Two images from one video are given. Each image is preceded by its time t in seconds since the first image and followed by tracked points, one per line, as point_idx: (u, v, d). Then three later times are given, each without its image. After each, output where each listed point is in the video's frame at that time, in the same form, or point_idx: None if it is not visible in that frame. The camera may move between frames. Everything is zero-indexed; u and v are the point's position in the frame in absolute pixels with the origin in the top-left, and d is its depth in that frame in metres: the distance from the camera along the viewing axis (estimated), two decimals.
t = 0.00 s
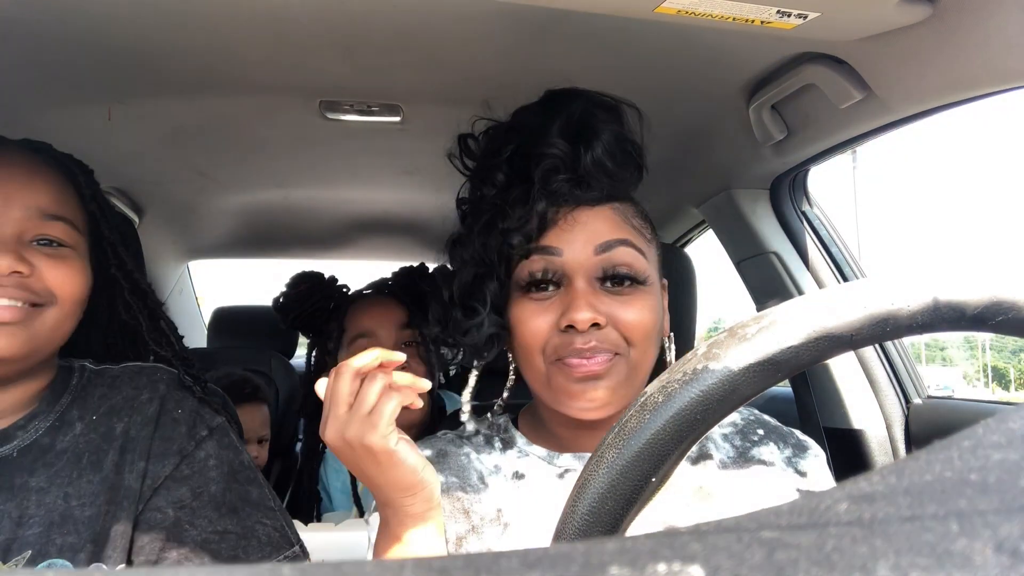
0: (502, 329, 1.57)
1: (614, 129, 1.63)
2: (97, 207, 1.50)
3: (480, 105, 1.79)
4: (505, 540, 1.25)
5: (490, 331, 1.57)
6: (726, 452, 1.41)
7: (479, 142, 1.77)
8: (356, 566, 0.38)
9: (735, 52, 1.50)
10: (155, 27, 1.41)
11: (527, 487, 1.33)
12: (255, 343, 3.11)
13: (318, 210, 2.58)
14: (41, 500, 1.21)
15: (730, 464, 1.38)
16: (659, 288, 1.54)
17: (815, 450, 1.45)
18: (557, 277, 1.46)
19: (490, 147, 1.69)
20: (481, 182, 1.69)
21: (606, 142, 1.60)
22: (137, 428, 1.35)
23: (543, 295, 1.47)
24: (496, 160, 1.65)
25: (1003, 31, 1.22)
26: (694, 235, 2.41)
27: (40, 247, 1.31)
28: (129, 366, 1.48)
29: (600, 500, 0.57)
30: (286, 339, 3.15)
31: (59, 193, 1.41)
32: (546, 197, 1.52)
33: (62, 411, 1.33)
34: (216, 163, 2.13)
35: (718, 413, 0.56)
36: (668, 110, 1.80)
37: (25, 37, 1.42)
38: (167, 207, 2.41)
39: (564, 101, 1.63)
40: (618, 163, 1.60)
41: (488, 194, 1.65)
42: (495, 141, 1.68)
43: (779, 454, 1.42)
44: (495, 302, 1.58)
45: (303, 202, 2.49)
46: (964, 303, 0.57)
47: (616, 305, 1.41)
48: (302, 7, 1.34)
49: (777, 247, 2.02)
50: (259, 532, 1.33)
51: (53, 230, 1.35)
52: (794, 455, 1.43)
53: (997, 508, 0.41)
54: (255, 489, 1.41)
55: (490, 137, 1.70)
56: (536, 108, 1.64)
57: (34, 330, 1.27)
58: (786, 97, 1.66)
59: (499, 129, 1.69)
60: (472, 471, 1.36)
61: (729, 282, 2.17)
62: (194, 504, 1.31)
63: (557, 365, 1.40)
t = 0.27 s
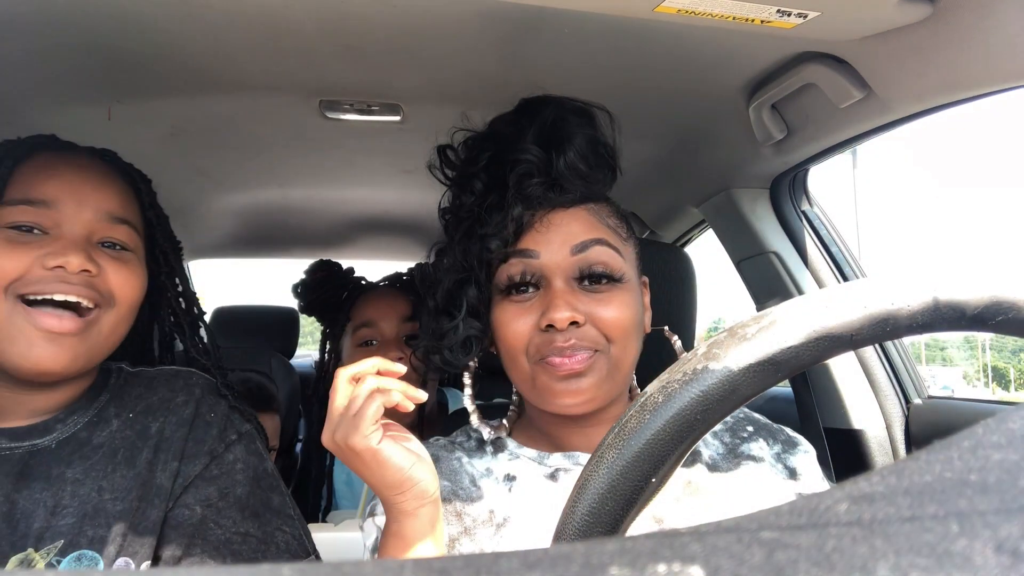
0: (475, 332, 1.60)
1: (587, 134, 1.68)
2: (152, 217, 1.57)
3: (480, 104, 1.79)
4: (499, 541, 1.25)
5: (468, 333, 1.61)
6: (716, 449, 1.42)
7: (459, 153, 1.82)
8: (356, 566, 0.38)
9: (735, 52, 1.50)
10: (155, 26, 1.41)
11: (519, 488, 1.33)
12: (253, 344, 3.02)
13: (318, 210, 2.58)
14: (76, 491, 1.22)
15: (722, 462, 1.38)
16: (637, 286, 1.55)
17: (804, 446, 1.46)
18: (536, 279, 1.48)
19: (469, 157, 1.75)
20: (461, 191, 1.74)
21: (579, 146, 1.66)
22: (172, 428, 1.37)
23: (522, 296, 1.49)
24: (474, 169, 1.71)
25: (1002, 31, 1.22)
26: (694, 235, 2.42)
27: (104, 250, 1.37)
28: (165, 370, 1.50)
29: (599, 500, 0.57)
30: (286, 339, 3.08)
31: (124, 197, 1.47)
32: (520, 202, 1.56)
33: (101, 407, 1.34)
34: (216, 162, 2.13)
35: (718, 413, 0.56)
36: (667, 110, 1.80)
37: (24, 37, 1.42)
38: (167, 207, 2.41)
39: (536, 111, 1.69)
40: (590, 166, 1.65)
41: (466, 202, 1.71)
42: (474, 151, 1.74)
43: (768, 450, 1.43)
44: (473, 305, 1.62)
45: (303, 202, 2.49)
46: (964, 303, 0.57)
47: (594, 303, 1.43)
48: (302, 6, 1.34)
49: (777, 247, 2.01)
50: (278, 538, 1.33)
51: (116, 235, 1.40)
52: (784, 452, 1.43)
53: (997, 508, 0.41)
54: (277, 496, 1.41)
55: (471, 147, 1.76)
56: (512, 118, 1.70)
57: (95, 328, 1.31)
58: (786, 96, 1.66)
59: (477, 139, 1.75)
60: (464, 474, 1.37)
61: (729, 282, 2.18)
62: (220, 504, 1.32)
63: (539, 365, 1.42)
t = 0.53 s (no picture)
0: (458, 332, 1.65)
1: (568, 136, 1.68)
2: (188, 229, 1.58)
3: (480, 104, 1.79)
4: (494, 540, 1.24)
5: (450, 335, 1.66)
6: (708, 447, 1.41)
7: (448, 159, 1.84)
8: (356, 566, 0.38)
9: (736, 52, 1.50)
10: (154, 26, 1.41)
11: (512, 488, 1.33)
12: (253, 343, 3.00)
13: (318, 210, 2.58)
14: (110, 490, 1.23)
15: (716, 458, 1.38)
16: (618, 286, 1.55)
17: (798, 442, 1.47)
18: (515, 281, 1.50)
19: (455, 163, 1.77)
20: (448, 196, 1.77)
21: (559, 148, 1.65)
22: (201, 435, 1.38)
23: (502, 298, 1.52)
24: (458, 175, 1.73)
25: (1002, 31, 1.22)
26: (694, 235, 2.42)
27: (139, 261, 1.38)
28: (192, 380, 1.51)
29: (599, 500, 0.57)
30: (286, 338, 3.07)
31: (159, 209, 1.48)
32: (498, 206, 1.58)
33: (131, 412, 1.35)
34: (216, 162, 2.13)
35: (717, 413, 0.56)
36: (667, 110, 1.80)
37: (24, 37, 1.42)
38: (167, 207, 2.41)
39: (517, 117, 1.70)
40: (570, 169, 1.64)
41: (451, 208, 1.73)
42: (460, 156, 1.76)
43: (761, 447, 1.43)
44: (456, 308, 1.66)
45: (303, 202, 2.49)
46: (964, 303, 0.57)
47: (570, 304, 1.44)
48: (302, 6, 1.34)
49: (777, 246, 2.01)
50: (287, 550, 1.32)
51: (151, 246, 1.42)
52: (776, 449, 1.44)
53: (997, 508, 0.41)
54: (287, 511, 1.40)
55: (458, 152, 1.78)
56: (496, 124, 1.71)
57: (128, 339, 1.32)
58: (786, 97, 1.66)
59: (463, 146, 1.77)
60: (458, 475, 1.37)
61: (729, 282, 2.18)
62: (239, 509, 1.32)
63: (517, 366, 1.44)
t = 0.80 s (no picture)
0: (447, 335, 1.67)
1: (555, 137, 1.67)
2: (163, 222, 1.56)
3: (480, 104, 1.79)
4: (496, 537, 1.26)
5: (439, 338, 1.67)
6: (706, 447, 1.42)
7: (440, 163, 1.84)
8: (356, 566, 0.38)
9: (736, 51, 1.50)
10: (154, 26, 1.41)
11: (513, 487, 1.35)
12: (253, 344, 3.00)
13: (318, 210, 2.58)
14: (93, 495, 1.23)
15: (713, 458, 1.39)
16: (607, 286, 1.55)
17: (796, 440, 1.47)
18: (501, 283, 1.51)
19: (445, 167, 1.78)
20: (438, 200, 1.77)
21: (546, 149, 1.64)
22: (186, 435, 1.38)
23: (490, 300, 1.53)
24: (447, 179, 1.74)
25: (1002, 31, 1.22)
26: (694, 235, 2.42)
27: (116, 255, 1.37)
28: (179, 377, 1.51)
29: (599, 500, 0.57)
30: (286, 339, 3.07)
31: (134, 201, 1.46)
32: (485, 209, 1.58)
33: (115, 414, 1.35)
34: (215, 162, 2.13)
35: (718, 413, 0.56)
36: (667, 109, 1.80)
37: (23, 37, 1.42)
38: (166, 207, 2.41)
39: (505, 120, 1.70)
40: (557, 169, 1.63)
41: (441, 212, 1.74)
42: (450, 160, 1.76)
43: (759, 445, 1.44)
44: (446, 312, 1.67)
45: (303, 202, 2.49)
46: (964, 303, 0.57)
47: (556, 305, 1.44)
48: (302, 6, 1.34)
49: (776, 247, 2.01)
50: (282, 548, 1.33)
51: (127, 239, 1.40)
52: (774, 447, 1.44)
53: (997, 508, 0.41)
54: (281, 506, 1.42)
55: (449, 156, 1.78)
56: (485, 128, 1.71)
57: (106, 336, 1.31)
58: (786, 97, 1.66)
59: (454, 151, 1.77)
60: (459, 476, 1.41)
61: (729, 282, 2.18)
62: (228, 509, 1.33)
63: (506, 367, 1.44)
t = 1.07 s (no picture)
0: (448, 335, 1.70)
1: (560, 135, 1.65)
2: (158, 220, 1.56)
3: (481, 104, 1.79)
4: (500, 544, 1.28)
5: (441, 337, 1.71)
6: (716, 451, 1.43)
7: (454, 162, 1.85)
8: (356, 566, 0.38)
9: (736, 51, 1.50)
10: (154, 26, 1.41)
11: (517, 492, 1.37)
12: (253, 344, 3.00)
13: (318, 210, 2.58)
14: (88, 499, 1.24)
15: (722, 464, 1.40)
16: (610, 286, 1.52)
17: (807, 448, 1.46)
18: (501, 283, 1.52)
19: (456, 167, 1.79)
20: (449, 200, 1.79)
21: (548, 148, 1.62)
22: (183, 437, 1.37)
23: (491, 300, 1.54)
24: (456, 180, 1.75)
25: (1001, 31, 1.22)
26: (694, 235, 2.42)
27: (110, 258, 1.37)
28: (178, 375, 1.51)
29: (600, 500, 0.57)
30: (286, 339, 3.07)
31: (126, 200, 1.45)
32: (486, 210, 1.59)
33: (112, 415, 1.35)
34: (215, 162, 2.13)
35: (718, 413, 0.56)
36: (668, 109, 1.80)
37: (24, 36, 1.42)
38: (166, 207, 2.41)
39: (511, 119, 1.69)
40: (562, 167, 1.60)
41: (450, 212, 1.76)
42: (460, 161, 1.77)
43: (769, 451, 1.44)
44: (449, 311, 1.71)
45: (303, 202, 2.49)
46: (964, 303, 0.57)
47: (554, 305, 1.43)
48: (302, 6, 1.34)
49: (776, 246, 2.01)
50: (283, 549, 1.36)
51: (120, 240, 1.40)
52: (784, 454, 1.44)
53: (997, 508, 0.41)
54: (283, 507, 1.43)
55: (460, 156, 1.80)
56: (494, 126, 1.71)
57: (103, 339, 1.31)
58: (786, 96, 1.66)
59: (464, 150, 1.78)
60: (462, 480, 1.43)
61: (729, 282, 2.18)
62: (225, 511, 1.33)
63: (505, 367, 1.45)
